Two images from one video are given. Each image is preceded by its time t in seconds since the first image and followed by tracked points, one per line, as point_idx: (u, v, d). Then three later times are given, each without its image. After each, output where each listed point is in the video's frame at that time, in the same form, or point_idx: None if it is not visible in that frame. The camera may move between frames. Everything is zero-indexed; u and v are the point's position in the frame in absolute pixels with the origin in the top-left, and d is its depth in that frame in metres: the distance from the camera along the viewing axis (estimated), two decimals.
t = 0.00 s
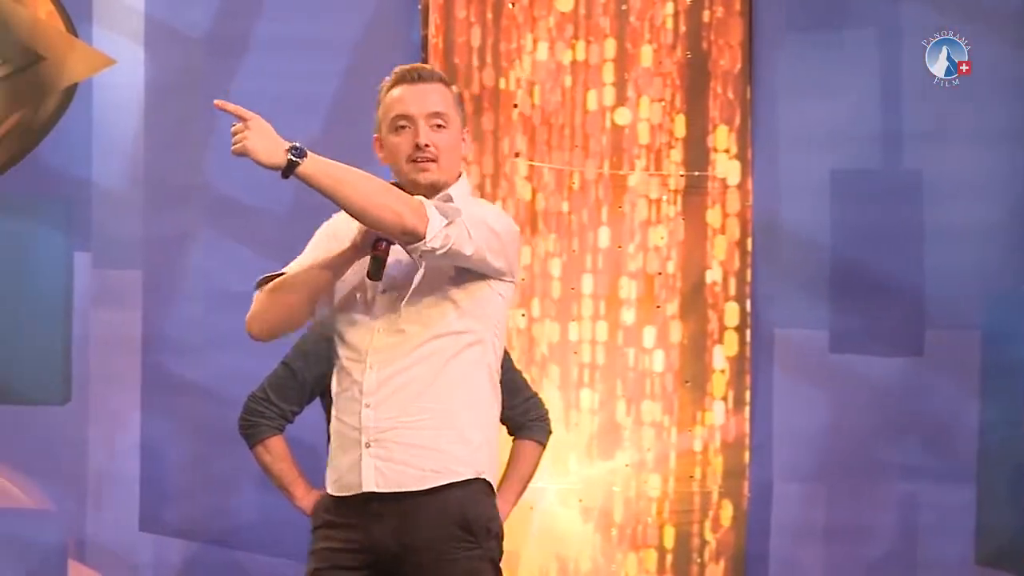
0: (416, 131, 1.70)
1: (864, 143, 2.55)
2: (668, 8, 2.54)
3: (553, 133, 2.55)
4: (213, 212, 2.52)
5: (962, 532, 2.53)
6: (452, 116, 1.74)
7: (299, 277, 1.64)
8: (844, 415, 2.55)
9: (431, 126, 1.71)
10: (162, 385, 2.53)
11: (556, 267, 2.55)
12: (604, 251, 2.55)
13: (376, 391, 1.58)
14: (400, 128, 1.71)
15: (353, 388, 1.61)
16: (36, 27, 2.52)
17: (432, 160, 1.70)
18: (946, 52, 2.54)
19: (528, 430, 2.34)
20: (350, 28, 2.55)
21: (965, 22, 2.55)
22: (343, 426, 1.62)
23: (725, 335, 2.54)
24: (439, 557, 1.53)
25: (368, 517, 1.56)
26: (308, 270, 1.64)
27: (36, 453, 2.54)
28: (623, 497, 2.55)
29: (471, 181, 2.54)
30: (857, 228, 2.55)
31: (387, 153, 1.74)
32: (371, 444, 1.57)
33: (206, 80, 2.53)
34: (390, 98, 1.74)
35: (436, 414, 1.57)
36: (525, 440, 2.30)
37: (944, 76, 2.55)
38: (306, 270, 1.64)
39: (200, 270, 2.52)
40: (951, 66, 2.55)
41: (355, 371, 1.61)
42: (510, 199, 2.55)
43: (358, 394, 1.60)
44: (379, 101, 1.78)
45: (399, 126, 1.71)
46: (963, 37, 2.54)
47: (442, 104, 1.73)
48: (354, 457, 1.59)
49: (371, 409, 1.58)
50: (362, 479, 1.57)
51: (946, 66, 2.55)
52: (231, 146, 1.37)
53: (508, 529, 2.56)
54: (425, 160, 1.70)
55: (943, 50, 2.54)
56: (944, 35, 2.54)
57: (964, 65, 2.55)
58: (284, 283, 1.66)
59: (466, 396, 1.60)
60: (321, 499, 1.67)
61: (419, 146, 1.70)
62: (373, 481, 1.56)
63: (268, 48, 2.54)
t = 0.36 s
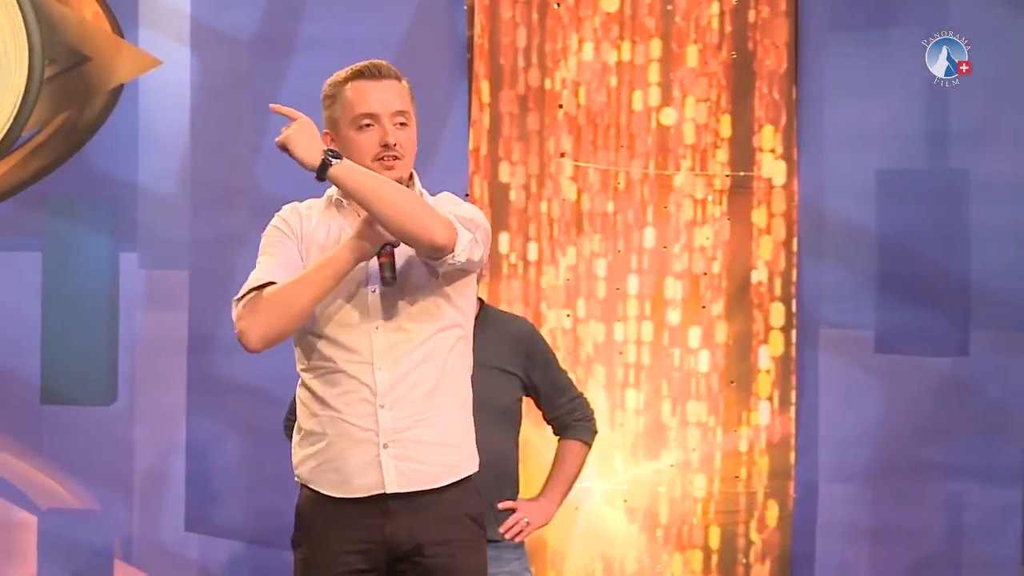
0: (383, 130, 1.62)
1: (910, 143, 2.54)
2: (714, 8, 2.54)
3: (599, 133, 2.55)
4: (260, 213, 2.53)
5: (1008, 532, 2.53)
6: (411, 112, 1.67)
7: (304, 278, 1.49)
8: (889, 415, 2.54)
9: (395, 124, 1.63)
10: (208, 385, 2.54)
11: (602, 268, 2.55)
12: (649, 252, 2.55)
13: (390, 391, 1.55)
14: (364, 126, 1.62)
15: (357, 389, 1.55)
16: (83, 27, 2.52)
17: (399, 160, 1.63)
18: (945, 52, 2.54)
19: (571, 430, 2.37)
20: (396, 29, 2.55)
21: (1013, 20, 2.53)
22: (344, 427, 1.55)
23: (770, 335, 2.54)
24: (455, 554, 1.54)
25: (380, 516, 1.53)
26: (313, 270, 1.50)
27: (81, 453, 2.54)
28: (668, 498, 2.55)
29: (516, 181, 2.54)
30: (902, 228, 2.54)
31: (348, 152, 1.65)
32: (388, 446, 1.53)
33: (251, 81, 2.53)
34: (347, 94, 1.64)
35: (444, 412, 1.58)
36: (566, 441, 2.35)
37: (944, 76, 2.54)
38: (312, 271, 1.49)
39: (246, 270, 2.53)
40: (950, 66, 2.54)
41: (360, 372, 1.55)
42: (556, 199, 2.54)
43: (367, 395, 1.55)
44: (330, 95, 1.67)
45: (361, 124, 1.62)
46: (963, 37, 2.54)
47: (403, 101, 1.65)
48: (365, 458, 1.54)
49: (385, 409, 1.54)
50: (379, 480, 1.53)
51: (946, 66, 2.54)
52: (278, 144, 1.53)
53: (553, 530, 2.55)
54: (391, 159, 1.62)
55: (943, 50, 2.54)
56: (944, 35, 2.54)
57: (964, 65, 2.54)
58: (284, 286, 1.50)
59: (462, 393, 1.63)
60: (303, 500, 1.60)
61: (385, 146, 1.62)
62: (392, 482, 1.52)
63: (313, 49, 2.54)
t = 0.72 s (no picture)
0: (399, 128, 1.54)
1: (938, 143, 2.54)
2: (742, 8, 2.54)
3: (627, 133, 2.55)
4: (289, 212, 2.53)
5: None
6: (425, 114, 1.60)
7: (348, 287, 1.45)
8: (917, 415, 2.54)
9: (412, 124, 1.56)
10: (236, 385, 2.53)
11: (630, 268, 2.55)
12: (678, 252, 2.55)
13: (429, 391, 1.53)
14: (380, 124, 1.54)
15: (396, 389, 1.53)
16: (111, 28, 2.52)
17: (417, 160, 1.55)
18: (945, 52, 2.55)
19: (598, 429, 2.36)
20: (424, 29, 2.55)
21: None
22: (382, 428, 1.52)
23: (799, 335, 2.54)
24: (488, 556, 1.53)
25: (415, 518, 1.51)
26: (355, 278, 1.46)
27: (110, 453, 2.54)
28: (696, 498, 2.55)
29: (544, 181, 2.54)
30: (931, 228, 2.54)
31: (361, 152, 1.56)
32: (428, 444, 1.51)
33: (280, 81, 2.53)
34: (362, 94, 1.57)
35: (477, 411, 1.58)
36: (594, 441, 2.33)
37: (944, 76, 2.55)
38: (355, 280, 1.45)
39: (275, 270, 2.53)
40: (950, 66, 2.55)
41: (399, 372, 1.53)
42: (584, 199, 2.54)
43: (406, 395, 1.53)
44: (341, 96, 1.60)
45: (377, 122, 1.54)
46: (963, 37, 2.54)
47: (418, 102, 1.59)
48: (404, 458, 1.51)
49: (424, 408, 1.53)
50: (419, 479, 1.50)
51: (945, 66, 2.54)
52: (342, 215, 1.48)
53: (581, 530, 2.56)
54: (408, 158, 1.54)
55: (942, 51, 2.54)
56: (944, 35, 2.54)
57: (963, 65, 2.55)
58: (329, 298, 1.46)
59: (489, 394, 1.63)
60: (331, 501, 1.56)
61: (402, 145, 1.54)
62: (433, 481, 1.50)
63: (342, 49, 2.55)
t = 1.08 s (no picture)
0: (431, 133, 1.56)
1: (955, 143, 2.54)
2: (761, 7, 2.53)
3: (645, 133, 2.55)
4: (307, 212, 2.54)
5: None
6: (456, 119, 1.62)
7: (376, 293, 1.46)
8: (935, 415, 2.54)
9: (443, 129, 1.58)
10: (254, 385, 2.54)
11: (648, 268, 2.55)
12: (696, 251, 2.55)
13: (457, 385, 1.52)
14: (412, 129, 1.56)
15: (424, 384, 1.52)
16: (129, 28, 2.53)
17: (448, 165, 1.57)
18: (945, 52, 2.55)
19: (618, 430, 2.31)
20: (442, 29, 2.55)
21: None
22: (409, 421, 1.51)
23: (817, 335, 2.53)
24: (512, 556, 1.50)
25: (439, 514, 1.49)
26: (384, 284, 1.46)
27: (127, 453, 2.55)
28: (714, 498, 2.55)
29: (562, 181, 2.54)
30: (949, 228, 2.54)
31: (393, 157, 1.58)
32: (453, 438, 1.50)
33: (298, 82, 2.54)
34: (394, 99, 1.59)
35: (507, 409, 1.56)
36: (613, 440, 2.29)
37: (944, 76, 2.55)
38: (384, 284, 1.46)
39: (293, 271, 2.54)
40: (951, 66, 2.55)
41: (426, 367, 1.53)
42: (602, 199, 2.54)
43: (434, 389, 1.52)
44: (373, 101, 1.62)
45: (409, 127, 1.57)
46: (961, 37, 2.55)
47: (449, 107, 1.61)
48: (430, 452, 1.50)
49: (451, 401, 1.51)
50: (444, 472, 1.49)
51: (946, 66, 2.55)
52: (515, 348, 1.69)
53: (599, 531, 2.55)
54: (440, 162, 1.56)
55: (943, 50, 2.54)
56: (944, 35, 2.54)
57: (964, 65, 2.55)
58: (356, 303, 1.46)
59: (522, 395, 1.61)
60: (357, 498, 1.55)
61: (434, 149, 1.56)
62: (457, 474, 1.49)
63: (360, 49, 2.55)
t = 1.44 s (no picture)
0: (453, 134, 1.53)
1: (966, 144, 2.54)
2: (771, 8, 2.53)
3: (656, 134, 2.55)
4: (318, 213, 2.54)
5: None
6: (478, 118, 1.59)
7: (393, 296, 1.43)
8: (945, 416, 2.54)
9: (465, 129, 1.55)
10: (264, 386, 2.54)
11: (658, 268, 2.54)
12: (706, 252, 2.55)
13: (477, 388, 1.50)
14: (434, 130, 1.54)
15: (443, 387, 1.49)
16: (140, 27, 2.53)
17: (471, 165, 1.54)
18: (946, 52, 2.54)
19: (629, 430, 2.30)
20: (453, 29, 2.55)
21: None
22: (427, 424, 1.49)
23: (827, 336, 2.53)
24: (527, 556, 1.47)
25: (454, 515, 1.46)
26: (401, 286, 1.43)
27: (138, 453, 2.55)
28: (725, 498, 2.55)
29: (572, 182, 2.53)
30: (959, 229, 2.54)
31: (415, 159, 1.56)
32: (472, 441, 1.48)
33: (309, 82, 2.54)
34: (416, 99, 1.56)
35: (524, 414, 1.54)
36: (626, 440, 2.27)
37: (945, 76, 2.54)
38: (401, 286, 1.43)
39: (304, 271, 2.54)
40: (951, 66, 2.55)
41: (445, 369, 1.50)
42: (612, 199, 2.54)
43: (453, 392, 1.49)
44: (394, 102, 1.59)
45: (431, 128, 1.54)
46: (961, 36, 2.54)
47: (472, 106, 1.57)
48: (448, 455, 1.47)
49: (470, 405, 1.49)
50: (461, 476, 1.46)
51: (946, 66, 2.54)
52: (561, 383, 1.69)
53: (610, 531, 2.55)
54: (462, 164, 1.54)
55: (943, 50, 2.54)
56: (944, 35, 2.54)
57: (963, 65, 2.55)
58: (374, 306, 1.43)
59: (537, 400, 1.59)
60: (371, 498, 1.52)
61: (456, 150, 1.53)
62: (475, 478, 1.46)
63: (371, 49, 2.55)
